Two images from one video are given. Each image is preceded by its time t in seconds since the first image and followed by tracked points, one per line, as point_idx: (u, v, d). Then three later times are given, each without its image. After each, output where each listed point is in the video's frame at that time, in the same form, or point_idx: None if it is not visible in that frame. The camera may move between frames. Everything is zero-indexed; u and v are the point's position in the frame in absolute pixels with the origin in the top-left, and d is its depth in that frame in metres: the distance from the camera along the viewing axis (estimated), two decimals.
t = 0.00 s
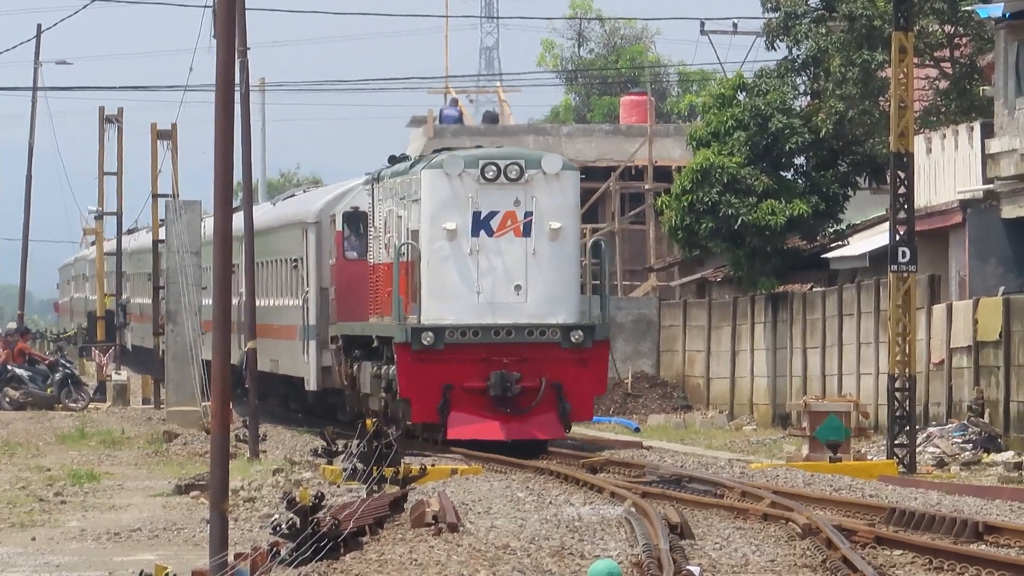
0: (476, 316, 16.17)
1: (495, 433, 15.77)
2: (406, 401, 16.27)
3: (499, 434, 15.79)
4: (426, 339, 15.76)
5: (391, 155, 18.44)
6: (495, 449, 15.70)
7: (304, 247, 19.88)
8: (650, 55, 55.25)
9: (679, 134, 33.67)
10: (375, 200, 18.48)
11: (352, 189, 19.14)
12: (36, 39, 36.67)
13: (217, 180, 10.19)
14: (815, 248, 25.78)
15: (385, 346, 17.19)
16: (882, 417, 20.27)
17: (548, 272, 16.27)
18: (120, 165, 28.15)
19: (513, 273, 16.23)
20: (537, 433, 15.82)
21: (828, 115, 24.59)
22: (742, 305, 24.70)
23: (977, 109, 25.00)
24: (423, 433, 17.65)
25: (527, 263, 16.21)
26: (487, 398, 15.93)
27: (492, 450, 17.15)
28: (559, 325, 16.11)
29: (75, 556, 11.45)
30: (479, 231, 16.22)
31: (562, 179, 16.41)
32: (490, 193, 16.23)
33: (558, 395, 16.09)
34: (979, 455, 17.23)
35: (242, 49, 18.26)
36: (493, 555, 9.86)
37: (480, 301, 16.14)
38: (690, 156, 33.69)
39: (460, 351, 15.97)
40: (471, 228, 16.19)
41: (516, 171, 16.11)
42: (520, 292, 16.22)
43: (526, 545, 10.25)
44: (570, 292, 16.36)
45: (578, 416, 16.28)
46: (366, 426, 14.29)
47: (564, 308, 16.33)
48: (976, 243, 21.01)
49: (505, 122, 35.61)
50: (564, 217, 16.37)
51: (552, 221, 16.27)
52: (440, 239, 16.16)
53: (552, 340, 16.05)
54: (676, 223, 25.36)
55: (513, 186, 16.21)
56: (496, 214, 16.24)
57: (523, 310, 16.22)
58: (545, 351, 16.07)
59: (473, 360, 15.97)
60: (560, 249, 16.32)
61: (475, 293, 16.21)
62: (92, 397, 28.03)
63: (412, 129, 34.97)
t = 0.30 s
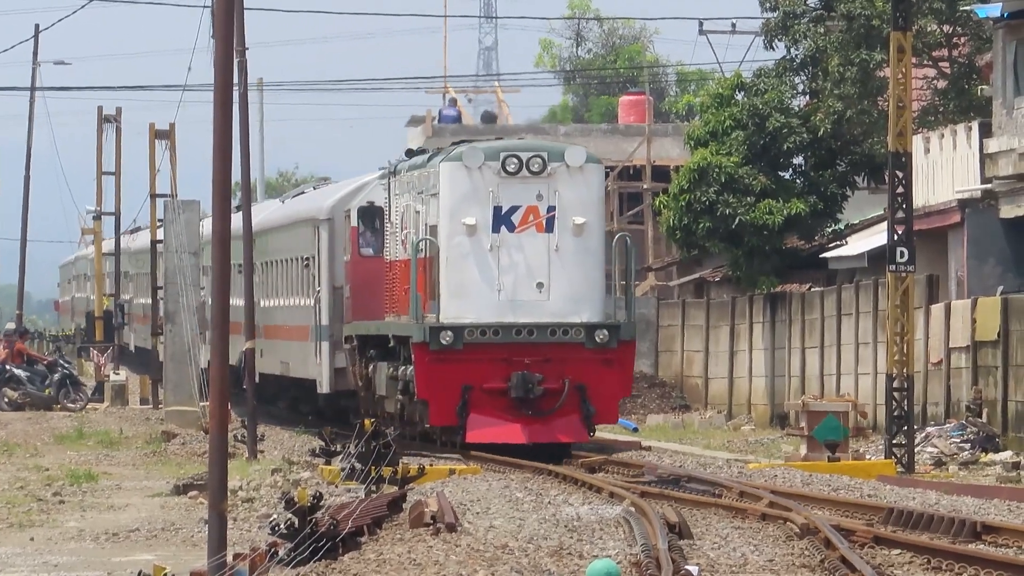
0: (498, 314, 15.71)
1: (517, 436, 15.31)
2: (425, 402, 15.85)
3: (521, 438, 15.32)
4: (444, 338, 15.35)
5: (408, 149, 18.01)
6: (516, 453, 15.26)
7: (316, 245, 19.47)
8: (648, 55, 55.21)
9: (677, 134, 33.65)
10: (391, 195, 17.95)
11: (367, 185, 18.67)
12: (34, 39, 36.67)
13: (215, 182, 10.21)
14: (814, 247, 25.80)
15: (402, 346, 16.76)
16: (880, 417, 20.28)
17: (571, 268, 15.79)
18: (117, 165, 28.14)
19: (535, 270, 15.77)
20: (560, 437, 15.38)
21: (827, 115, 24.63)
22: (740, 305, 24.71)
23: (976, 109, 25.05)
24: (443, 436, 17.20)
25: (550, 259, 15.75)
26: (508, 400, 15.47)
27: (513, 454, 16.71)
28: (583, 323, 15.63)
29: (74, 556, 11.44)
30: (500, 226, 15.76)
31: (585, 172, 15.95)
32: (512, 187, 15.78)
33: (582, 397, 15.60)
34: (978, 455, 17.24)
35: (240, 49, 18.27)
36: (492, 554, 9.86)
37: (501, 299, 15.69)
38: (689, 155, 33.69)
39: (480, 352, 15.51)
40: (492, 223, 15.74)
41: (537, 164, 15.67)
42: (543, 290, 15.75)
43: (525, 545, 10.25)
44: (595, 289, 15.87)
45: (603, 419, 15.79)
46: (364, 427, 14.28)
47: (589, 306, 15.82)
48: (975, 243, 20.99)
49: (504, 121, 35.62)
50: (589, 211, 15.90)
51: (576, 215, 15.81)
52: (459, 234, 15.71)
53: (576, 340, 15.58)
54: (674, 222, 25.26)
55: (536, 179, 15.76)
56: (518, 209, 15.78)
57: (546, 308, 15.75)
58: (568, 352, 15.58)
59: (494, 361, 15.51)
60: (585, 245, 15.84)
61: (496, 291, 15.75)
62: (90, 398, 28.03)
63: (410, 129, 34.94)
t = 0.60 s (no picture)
0: (518, 314, 15.17)
1: (537, 441, 14.73)
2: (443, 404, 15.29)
3: (542, 442, 14.75)
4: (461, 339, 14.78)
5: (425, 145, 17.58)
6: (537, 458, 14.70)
7: (331, 243, 19.15)
8: (646, 56, 55.23)
9: (674, 135, 33.62)
10: (406, 193, 17.67)
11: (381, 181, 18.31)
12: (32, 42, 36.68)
13: (213, 186, 10.22)
14: (811, 250, 25.72)
15: (418, 348, 16.30)
16: (877, 420, 20.28)
17: (594, 265, 15.25)
18: (115, 167, 28.14)
19: (556, 268, 15.22)
20: (581, 442, 14.79)
21: (824, 117, 24.63)
22: (738, 307, 24.74)
23: (973, 111, 25.08)
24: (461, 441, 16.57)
25: (572, 257, 15.21)
26: (529, 404, 14.89)
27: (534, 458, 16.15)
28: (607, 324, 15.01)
29: (71, 558, 11.43)
30: (521, 222, 15.23)
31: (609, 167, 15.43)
32: (533, 181, 15.26)
33: (606, 400, 15.01)
34: (976, 456, 17.25)
35: (238, 51, 18.28)
36: (490, 556, 9.84)
37: (522, 298, 15.16)
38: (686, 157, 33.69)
39: (500, 353, 14.91)
40: (512, 219, 15.21)
41: (560, 157, 15.15)
42: (565, 288, 15.21)
43: (522, 547, 10.24)
44: (619, 288, 15.32)
45: (627, 423, 15.18)
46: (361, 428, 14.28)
47: (612, 306, 15.27)
48: (972, 245, 20.99)
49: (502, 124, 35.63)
50: (613, 207, 15.39)
51: (599, 211, 15.29)
52: (478, 231, 15.18)
53: (600, 341, 14.98)
54: (671, 224, 25.33)
55: (558, 174, 15.23)
56: (540, 204, 15.26)
57: (568, 307, 15.21)
58: (591, 353, 14.99)
59: (514, 362, 14.91)
60: (608, 241, 15.31)
61: (516, 289, 15.20)
62: (88, 399, 28.03)
63: (408, 131, 34.92)
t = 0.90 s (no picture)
0: (541, 312, 14.89)
1: (563, 445, 14.44)
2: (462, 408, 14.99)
3: (568, 447, 14.45)
4: (483, 341, 14.46)
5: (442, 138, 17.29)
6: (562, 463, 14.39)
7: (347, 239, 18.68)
8: (644, 57, 55.20)
9: (672, 136, 33.92)
10: (424, 186, 17.17)
11: (397, 177, 17.83)
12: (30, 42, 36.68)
13: (211, 186, 10.23)
14: (808, 250, 25.73)
15: (437, 349, 15.87)
16: (876, 420, 20.27)
17: (620, 262, 15.00)
18: (113, 166, 28.13)
19: (580, 266, 14.95)
20: (608, 446, 14.49)
21: (822, 117, 24.59)
22: (736, 307, 24.76)
23: (971, 111, 25.08)
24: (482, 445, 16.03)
25: (597, 254, 14.94)
26: (553, 407, 14.60)
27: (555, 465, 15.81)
28: (633, 323, 14.79)
29: (69, 558, 11.42)
30: (544, 218, 14.94)
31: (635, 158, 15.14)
32: (556, 175, 14.97)
33: (633, 403, 14.74)
34: (974, 457, 17.24)
35: (236, 52, 18.30)
36: (488, 557, 9.84)
37: (546, 296, 14.90)
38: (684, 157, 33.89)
39: (523, 355, 14.61)
40: (535, 215, 14.93)
41: (584, 150, 14.87)
42: (589, 286, 14.96)
43: (521, 548, 10.24)
44: (645, 284, 15.08)
45: (655, 426, 14.91)
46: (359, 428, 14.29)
47: (638, 303, 15.04)
48: (971, 245, 21.06)
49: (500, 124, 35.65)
50: (639, 201, 15.12)
51: (624, 206, 15.03)
52: (499, 227, 14.87)
53: (627, 342, 14.73)
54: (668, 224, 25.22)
55: (582, 167, 14.95)
56: (563, 199, 14.97)
57: (594, 305, 14.96)
58: (617, 354, 14.73)
59: (538, 364, 14.62)
60: (634, 238, 15.05)
61: (538, 287, 14.92)
62: (86, 400, 28.03)
63: (406, 131, 34.95)
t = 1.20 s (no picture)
0: (567, 314, 14.12)
1: (589, 453, 13.69)
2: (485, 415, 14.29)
3: (595, 455, 13.70)
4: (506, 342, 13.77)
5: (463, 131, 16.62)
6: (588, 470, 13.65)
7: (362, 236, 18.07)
8: (642, 59, 55.21)
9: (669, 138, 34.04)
10: (443, 181, 16.45)
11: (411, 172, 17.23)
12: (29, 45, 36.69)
13: (209, 188, 10.19)
14: (806, 252, 25.72)
15: (458, 351, 15.15)
16: (874, 422, 20.26)
17: (649, 260, 14.21)
18: (110, 168, 28.12)
19: (608, 265, 14.17)
20: (638, 453, 13.72)
21: (819, 119, 24.64)
22: (734, 310, 24.77)
23: (969, 113, 25.08)
24: (505, 452, 15.39)
25: (626, 252, 14.17)
26: (580, 412, 13.84)
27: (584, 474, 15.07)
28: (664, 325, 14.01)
29: (67, 560, 11.42)
30: (570, 215, 14.17)
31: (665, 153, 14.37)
32: (583, 170, 14.20)
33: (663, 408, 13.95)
34: (972, 459, 17.21)
35: (233, 53, 18.27)
36: (485, 559, 9.84)
37: (572, 297, 14.13)
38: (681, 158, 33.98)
39: (548, 357, 13.88)
40: (561, 212, 14.16)
41: (612, 144, 14.12)
42: (618, 287, 14.18)
43: (518, 550, 10.24)
44: (676, 284, 14.30)
45: (687, 433, 14.13)
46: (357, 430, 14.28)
47: (669, 305, 14.25)
48: (968, 248, 21.10)
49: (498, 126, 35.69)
50: (669, 198, 14.34)
51: (654, 202, 14.26)
52: (522, 225, 14.12)
53: (657, 344, 13.98)
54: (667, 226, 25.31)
55: (610, 162, 14.18)
56: (590, 195, 14.20)
57: (623, 307, 14.16)
58: (648, 356, 13.95)
59: (564, 367, 13.89)
60: (664, 235, 14.27)
61: (564, 288, 14.16)
62: (84, 402, 28.04)
63: (405, 133, 34.96)
